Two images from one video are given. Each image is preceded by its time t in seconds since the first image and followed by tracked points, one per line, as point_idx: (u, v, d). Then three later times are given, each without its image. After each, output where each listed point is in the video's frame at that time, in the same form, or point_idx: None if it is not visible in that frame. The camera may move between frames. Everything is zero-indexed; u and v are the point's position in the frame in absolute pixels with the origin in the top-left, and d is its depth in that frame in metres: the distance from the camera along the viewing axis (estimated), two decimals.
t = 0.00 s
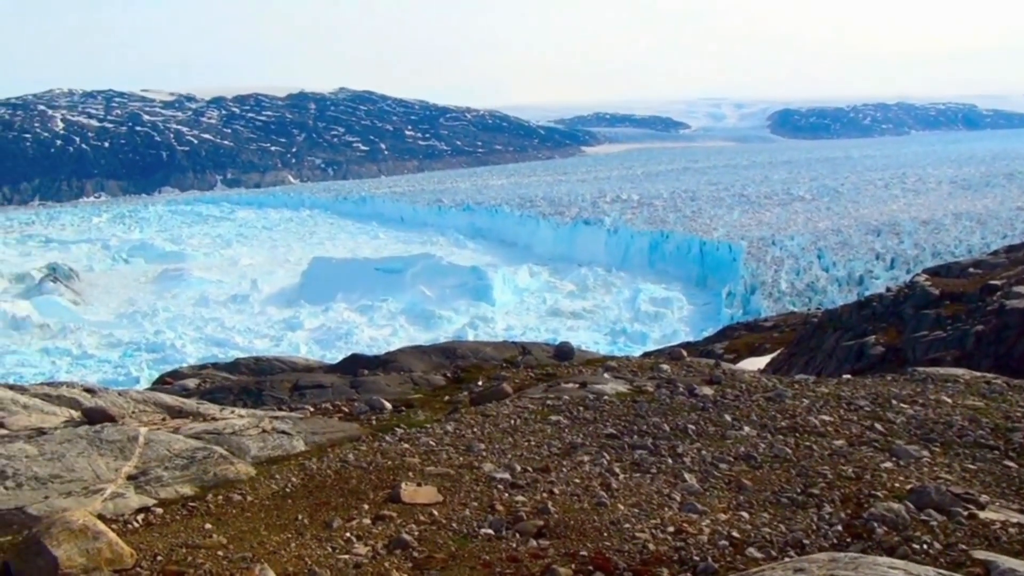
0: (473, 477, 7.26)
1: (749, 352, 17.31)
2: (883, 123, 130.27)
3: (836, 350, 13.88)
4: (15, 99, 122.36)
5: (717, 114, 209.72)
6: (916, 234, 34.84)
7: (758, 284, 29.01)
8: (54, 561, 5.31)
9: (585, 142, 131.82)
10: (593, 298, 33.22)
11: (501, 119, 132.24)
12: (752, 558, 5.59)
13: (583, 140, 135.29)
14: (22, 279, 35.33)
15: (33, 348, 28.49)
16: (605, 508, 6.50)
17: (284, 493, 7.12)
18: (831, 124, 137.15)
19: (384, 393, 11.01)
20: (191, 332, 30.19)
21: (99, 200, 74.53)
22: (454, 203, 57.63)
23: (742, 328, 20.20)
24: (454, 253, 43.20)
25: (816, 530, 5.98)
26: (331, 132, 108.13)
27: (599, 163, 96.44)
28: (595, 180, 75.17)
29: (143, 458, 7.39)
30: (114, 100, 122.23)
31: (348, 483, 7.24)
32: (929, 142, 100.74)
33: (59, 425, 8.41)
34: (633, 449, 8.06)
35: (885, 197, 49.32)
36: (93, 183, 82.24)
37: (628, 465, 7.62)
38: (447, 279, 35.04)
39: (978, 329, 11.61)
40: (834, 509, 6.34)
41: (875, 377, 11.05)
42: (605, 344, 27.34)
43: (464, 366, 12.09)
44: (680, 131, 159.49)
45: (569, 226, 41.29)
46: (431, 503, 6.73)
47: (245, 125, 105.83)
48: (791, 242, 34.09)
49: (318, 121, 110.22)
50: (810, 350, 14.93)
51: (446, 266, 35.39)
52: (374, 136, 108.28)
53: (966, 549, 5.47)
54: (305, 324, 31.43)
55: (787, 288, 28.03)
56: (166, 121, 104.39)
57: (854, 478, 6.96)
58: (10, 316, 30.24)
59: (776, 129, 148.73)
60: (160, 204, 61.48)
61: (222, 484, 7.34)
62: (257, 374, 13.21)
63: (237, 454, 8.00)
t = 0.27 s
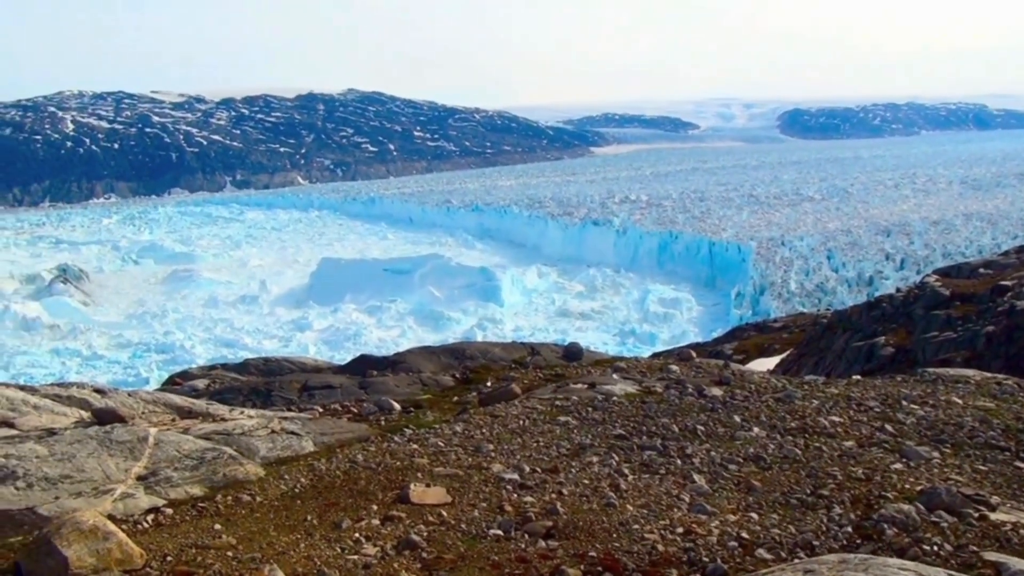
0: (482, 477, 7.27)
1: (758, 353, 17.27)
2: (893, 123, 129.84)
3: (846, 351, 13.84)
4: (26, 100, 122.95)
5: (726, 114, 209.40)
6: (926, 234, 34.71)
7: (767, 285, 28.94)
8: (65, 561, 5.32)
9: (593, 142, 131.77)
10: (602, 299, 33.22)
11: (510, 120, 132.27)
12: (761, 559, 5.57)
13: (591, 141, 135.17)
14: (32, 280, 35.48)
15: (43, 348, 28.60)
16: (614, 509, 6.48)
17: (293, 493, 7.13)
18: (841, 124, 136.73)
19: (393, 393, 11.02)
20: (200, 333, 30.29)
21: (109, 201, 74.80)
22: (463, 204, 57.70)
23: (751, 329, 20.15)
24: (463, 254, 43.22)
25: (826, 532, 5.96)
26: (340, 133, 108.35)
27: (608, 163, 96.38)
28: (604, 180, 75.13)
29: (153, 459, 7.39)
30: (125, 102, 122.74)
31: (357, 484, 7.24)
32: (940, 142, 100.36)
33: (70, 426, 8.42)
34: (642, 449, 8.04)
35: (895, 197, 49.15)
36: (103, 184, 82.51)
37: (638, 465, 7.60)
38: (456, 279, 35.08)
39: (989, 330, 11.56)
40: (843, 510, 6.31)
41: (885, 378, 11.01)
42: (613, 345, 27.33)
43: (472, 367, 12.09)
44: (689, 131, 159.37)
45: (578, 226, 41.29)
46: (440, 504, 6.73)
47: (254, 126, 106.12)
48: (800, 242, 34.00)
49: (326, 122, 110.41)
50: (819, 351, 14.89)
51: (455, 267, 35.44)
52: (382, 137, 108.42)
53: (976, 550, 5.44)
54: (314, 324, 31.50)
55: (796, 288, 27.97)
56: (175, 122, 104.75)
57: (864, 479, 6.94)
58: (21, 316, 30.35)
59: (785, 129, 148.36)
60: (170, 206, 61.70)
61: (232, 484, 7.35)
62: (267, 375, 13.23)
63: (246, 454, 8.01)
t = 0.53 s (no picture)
0: (490, 478, 7.27)
1: (767, 354, 17.23)
2: (901, 124, 129.50)
3: (855, 352, 13.80)
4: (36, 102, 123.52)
5: (734, 114, 209.06)
6: (935, 234, 34.59)
7: (775, 285, 28.89)
8: (74, 562, 5.32)
9: (601, 143, 131.73)
10: (609, 299, 33.24)
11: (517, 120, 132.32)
12: (770, 560, 5.55)
13: (599, 142, 135.13)
14: (42, 281, 35.62)
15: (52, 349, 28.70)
16: (622, 510, 6.47)
17: (301, 494, 7.13)
18: (850, 124, 136.40)
19: (401, 394, 11.04)
20: (208, 334, 30.37)
21: (118, 203, 75.07)
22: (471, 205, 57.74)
23: (759, 330, 20.10)
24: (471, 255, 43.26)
25: (835, 533, 5.93)
26: (348, 134, 108.46)
27: (616, 164, 96.32)
28: (612, 181, 75.08)
29: (162, 459, 7.40)
30: (133, 104, 123.08)
31: (365, 484, 7.25)
32: (949, 142, 100.06)
33: (79, 426, 8.44)
34: (650, 450, 8.02)
35: (905, 197, 49.01)
36: (112, 186, 82.69)
37: (646, 467, 7.59)
38: (464, 280, 35.14)
39: (998, 331, 11.52)
40: (853, 512, 6.28)
41: (894, 379, 10.98)
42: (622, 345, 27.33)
43: (480, 368, 12.09)
44: (696, 132, 159.18)
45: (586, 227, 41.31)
46: (448, 504, 6.73)
47: (263, 127, 106.31)
48: (809, 243, 33.92)
49: (334, 124, 110.54)
50: (828, 352, 14.86)
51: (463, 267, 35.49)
52: (390, 138, 108.62)
53: (986, 552, 5.40)
54: (322, 325, 31.57)
55: (804, 289, 27.90)
56: (184, 124, 105.00)
57: (873, 480, 6.91)
58: (31, 317, 30.47)
59: (793, 130, 148.09)
60: (180, 207, 61.86)
61: (240, 485, 7.36)
62: (276, 376, 13.25)
63: (255, 455, 8.01)
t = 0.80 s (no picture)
0: (497, 478, 7.26)
1: (775, 354, 17.20)
2: (910, 123, 129.17)
3: (863, 352, 13.78)
4: (45, 104, 124.03)
5: (741, 114, 208.70)
6: (944, 234, 34.48)
7: (783, 285, 28.83)
8: (82, 561, 5.33)
9: (608, 143, 131.81)
10: (616, 299, 33.29)
11: (524, 121, 132.41)
12: (777, 561, 5.54)
13: (606, 143, 135.08)
14: (51, 281, 35.75)
15: (61, 350, 28.78)
16: (630, 510, 6.46)
17: (309, 494, 7.14)
18: (858, 124, 136.08)
19: (407, 394, 11.06)
20: (216, 334, 30.44)
21: (127, 203, 75.34)
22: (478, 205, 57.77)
23: (767, 330, 20.08)
24: (479, 255, 43.34)
25: (844, 534, 5.91)
26: (355, 135, 108.60)
27: (623, 164, 96.25)
28: (620, 181, 75.06)
29: (170, 460, 7.40)
30: (141, 105, 123.32)
31: (373, 485, 7.25)
32: (958, 142, 99.80)
33: (87, 427, 8.45)
34: (657, 451, 8.01)
35: (913, 197, 48.88)
36: (120, 187, 82.89)
37: (653, 467, 7.58)
38: (471, 280, 35.18)
39: (1007, 331, 11.48)
40: (861, 512, 6.26)
41: (902, 379, 10.94)
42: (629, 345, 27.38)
43: (486, 369, 12.10)
44: (704, 132, 158.99)
45: (593, 227, 41.32)
46: (455, 505, 6.73)
47: (270, 128, 106.52)
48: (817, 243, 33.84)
49: (342, 125, 111.17)
50: (836, 352, 14.83)
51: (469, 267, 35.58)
52: (398, 139, 108.77)
53: (995, 552, 5.38)
54: (329, 325, 31.59)
55: (813, 289, 27.85)
56: (192, 125, 105.28)
57: (881, 481, 6.89)
58: (39, 317, 30.57)
59: (801, 129, 147.89)
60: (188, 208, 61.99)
61: (249, 485, 7.38)
62: (283, 377, 13.26)
63: (263, 455, 8.03)
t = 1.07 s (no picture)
0: (503, 479, 7.27)
1: (781, 354, 17.18)
2: (915, 122, 128.86)
3: (869, 351, 13.75)
4: (51, 106, 124.36)
5: (746, 114, 208.47)
6: (950, 233, 34.39)
7: (789, 285, 28.80)
8: (90, 563, 5.34)
9: (613, 143, 131.72)
10: (621, 299, 33.31)
11: (529, 121, 132.34)
12: (784, 561, 5.52)
13: (611, 142, 134.98)
14: (57, 283, 35.82)
15: (67, 352, 28.83)
16: (636, 511, 6.45)
17: (315, 495, 7.14)
18: (864, 124, 135.85)
19: (413, 395, 11.07)
20: (222, 335, 30.49)
21: (133, 205, 75.50)
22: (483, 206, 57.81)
23: (773, 330, 20.04)
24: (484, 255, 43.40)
25: (850, 533, 5.90)
26: (360, 136, 108.70)
27: (628, 164, 96.19)
28: (625, 181, 75.01)
29: (176, 461, 7.41)
30: (147, 107, 123.54)
31: (379, 486, 7.25)
32: (964, 141, 99.55)
33: (94, 428, 8.46)
34: (663, 451, 8.00)
35: (919, 196, 48.77)
36: (126, 188, 83.06)
37: (659, 467, 7.57)
38: (477, 281, 35.25)
39: (1015, 331, 11.44)
40: (867, 512, 6.25)
41: (909, 378, 10.91)
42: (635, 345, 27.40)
43: (492, 369, 12.10)
44: (709, 132, 158.84)
45: (597, 227, 41.35)
46: (461, 505, 6.72)
47: (275, 130, 106.71)
48: (822, 243, 33.79)
49: (347, 126, 111.34)
50: (842, 352, 14.80)
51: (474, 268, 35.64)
52: (402, 140, 108.82)
53: (1002, 552, 5.37)
54: (334, 326, 31.63)
55: (818, 289, 27.82)
56: (197, 127, 105.44)
57: (888, 480, 6.87)
58: (45, 319, 30.62)
59: (806, 129, 147.62)
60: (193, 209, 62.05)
61: (255, 486, 7.39)
62: (289, 377, 13.28)
63: (269, 456, 8.03)
